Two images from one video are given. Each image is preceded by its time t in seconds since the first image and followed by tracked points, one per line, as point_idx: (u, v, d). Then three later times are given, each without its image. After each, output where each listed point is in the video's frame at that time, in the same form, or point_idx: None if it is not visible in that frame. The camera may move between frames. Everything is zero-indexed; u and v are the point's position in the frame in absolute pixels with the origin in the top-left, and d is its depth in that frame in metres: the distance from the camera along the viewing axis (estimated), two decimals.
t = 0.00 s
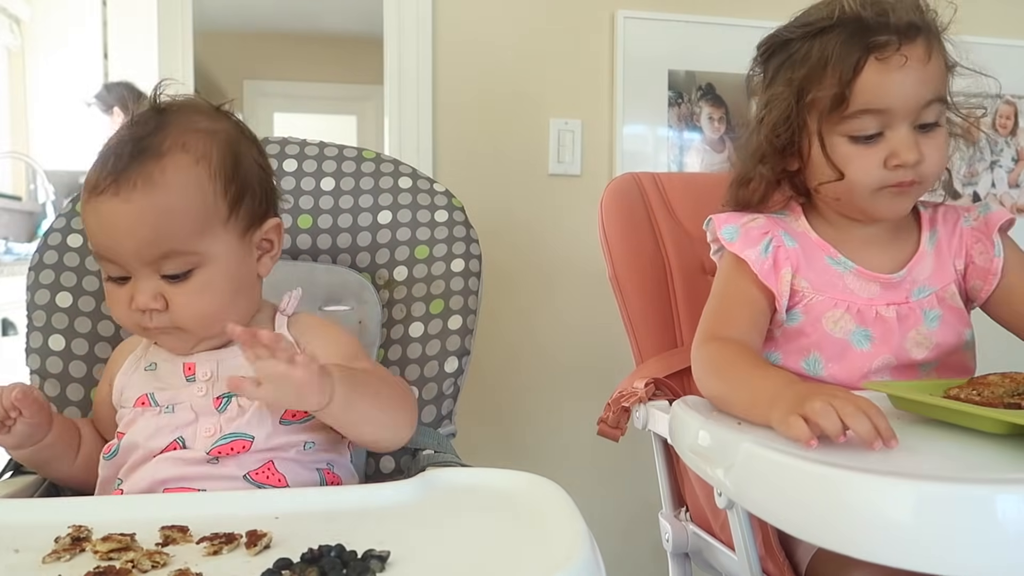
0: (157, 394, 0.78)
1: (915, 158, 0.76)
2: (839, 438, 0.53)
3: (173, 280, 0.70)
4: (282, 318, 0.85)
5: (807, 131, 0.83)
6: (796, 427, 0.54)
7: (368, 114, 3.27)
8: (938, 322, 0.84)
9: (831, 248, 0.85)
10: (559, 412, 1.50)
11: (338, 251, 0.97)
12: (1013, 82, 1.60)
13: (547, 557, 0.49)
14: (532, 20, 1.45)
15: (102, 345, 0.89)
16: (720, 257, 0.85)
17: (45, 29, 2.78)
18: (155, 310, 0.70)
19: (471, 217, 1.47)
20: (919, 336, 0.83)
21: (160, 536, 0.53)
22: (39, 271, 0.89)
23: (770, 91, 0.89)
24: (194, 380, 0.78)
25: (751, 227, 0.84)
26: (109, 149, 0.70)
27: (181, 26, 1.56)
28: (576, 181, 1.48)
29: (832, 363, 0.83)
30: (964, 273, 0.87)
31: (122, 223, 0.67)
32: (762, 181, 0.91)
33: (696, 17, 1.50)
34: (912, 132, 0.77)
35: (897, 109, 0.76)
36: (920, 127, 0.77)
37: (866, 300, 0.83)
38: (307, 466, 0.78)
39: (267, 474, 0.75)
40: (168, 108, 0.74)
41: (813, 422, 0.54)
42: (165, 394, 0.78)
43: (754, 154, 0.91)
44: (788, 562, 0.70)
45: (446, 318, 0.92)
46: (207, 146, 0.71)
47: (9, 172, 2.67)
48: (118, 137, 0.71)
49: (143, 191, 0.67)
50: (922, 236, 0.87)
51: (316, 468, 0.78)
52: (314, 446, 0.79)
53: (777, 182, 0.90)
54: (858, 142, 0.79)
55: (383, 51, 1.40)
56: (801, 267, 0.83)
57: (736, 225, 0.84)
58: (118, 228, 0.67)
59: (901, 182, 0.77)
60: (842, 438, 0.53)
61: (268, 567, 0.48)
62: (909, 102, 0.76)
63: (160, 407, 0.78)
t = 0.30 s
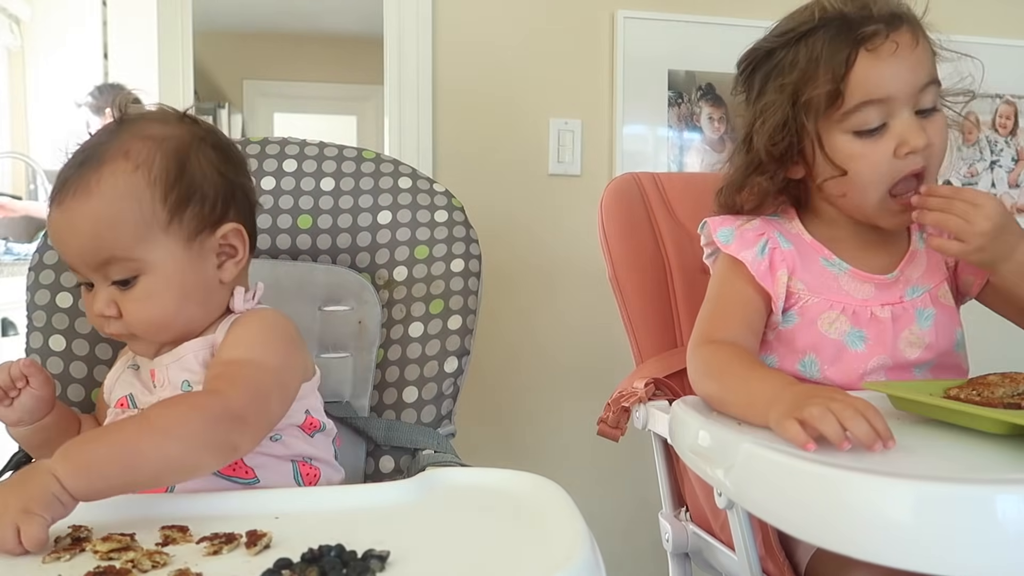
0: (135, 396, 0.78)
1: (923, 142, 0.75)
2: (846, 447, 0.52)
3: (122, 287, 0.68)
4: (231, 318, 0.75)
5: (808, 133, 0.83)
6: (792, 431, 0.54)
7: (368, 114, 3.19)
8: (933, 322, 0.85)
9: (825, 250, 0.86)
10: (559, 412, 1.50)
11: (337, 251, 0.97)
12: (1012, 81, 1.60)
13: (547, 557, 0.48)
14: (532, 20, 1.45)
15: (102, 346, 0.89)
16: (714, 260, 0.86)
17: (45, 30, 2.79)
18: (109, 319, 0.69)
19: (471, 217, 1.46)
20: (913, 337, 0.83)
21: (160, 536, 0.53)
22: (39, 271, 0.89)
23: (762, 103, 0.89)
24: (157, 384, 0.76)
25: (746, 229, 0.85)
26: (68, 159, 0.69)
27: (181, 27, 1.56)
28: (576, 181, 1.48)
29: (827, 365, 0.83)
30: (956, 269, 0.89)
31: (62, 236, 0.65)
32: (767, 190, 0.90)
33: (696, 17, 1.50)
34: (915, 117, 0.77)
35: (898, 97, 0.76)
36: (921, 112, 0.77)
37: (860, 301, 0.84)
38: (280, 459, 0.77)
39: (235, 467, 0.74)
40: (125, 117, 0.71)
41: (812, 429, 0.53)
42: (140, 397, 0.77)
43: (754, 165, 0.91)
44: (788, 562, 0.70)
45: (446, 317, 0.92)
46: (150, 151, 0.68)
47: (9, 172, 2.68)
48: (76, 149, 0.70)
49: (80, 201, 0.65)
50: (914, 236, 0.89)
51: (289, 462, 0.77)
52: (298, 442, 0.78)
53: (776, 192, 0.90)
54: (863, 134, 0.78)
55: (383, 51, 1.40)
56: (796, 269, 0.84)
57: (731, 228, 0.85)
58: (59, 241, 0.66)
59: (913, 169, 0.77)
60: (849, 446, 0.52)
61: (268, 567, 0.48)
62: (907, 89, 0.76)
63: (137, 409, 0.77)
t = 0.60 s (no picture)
0: (133, 397, 0.77)
1: (883, 123, 0.79)
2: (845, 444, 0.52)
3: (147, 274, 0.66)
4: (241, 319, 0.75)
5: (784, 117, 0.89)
6: (792, 431, 0.54)
7: (368, 114, 3.25)
8: (933, 325, 0.84)
9: (827, 251, 0.85)
10: (559, 412, 1.50)
11: (337, 251, 0.97)
12: (1013, 82, 1.60)
13: (547, 558, 0.48)
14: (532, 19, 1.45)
15: (102, 345, 0.89)
16: (717, 257, 0.86)
17: (45, 29, 2.81)
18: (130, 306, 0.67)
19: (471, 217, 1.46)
20: (913, 340, 0.83)
21: (160, 536, 0.53)
22: (39, 271, 0.90)
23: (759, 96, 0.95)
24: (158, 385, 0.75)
25: (749, 227, 0.84)
26: (95, 141, 0.68)
27: (181, 27, 1.56)
28: (576, 182, 1.48)
29: (826, 365, 0.83)
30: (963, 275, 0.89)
31: (97, 216, 0.64)
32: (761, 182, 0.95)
33: (696, 17, 1.50)
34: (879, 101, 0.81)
35: (862, 82, 0.82)
36: (890, 99, 0.82)
37: (862, 302, 0.83)
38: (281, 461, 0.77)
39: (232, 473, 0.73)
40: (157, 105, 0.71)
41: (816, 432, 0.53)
42: (138, 397, 0.77)
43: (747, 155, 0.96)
44: (788, 562, 0.70)
45: (446, 317, 0.92)
46: (189, 140, 0.68)
47: (9, 172, 2.68)
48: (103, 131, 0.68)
49: (122, 183, 0.64)
50: (919, 240, 0.89)
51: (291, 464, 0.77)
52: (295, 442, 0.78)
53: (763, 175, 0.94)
54: (828, 114, 0.83)
55: (383, 51, 1.40)
56: (797, 270, 0.84)
57: (734, 225, 0.84)
58: (92, 221, 0.64)
59: (872, 152, 0.80)
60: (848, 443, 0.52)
61: (267, 567, 0.48)
62: (872, 74, 0.82)
63: (134, 410, 0.76)
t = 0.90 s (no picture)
0: (130, 395, 0.79)
1: (916, 116, 0.79)
2: (846, 449, 0.52)
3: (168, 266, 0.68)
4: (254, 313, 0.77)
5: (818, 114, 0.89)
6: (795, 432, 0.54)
7: (368, 114, 3.10)
8: (945, 350, 0.86)
9: (855, 258, 0.85)
10: (559, 412, 1.50)
11: (337, 251, 0.97)
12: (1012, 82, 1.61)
13: (547, 557, 0.48)
14: (532, 20, 1.45)
15: (102, 345, 0.89)
16: (735, 247, 0.86)
17: (44, 30, 2.81)
18: (148, 300, 0.68)
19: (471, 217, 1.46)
20: (926, 360, 0.84)
21: (160, 536, 0.53)
22: (39, 271, 0.90)
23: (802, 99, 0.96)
24: (161, 377, 0.78)
25: (775, 226, 0.84)
26: (108, 135, 0.69)
27: (181, 28, 1.56)
28: (576, 182, 1.48)
29: (836, 371, 0.84)
30: (984, 315, 0.89)
31: (125, 209, 0.65)
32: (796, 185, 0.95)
33: (696, 17, 1.50)
34: (916, 97, 0.81)
35: (898, 78, 0.82)
36: (928, 96, 0.82)
37: (884, 313, 0.84)
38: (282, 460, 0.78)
39: (235, 467, 0.75)
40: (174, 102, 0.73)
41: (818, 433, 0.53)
42: (136, 394, 0.78)
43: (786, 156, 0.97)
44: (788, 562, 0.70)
45: (446, 317, 0.92)
46: (211, 138, 0.71)
47: (9, 172, 2.68)
48: (120, 126, 0.69)
49: (152, 176, 0.66)
50: (954, 267, 0.89)
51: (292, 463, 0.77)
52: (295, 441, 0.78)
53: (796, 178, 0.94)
54: (863, 109, 0.83)
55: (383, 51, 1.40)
56: (820, 275, 0.84)
57: (761, 222, 0.84)
58: (120, 215, 0.65)
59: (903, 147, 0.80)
60: (849, 448, 0.52)
61: (268, 567, 0.48)
62: (910, 70, 0.82)
63: (133, 407, 0.78)
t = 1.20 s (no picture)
0: (154, 388, 0.79)
1: (913, 119, 0.79)
2: (841, 452, 0.51)
3: (221, 252, 0.72)
4: (280, 314, 0.84)
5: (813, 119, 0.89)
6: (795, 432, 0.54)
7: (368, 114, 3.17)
8: (943, 350, 0.86)
9: (853, 261, 0.85)
10: (559, 412, 1.50)
11: (337, 251, 0.97)
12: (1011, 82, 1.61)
13: (548, 557, 0.49)
14: (532, 20, 1.45)
15: (102, 345, 0.90)
16: (734, 249, 0.86)
17: (45, 30, 2.80)
18: (202, 283, 0.71)
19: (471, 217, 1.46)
20: (926, 360, 0.84)
21: (160, 536, 0.53)
22: (39, 271, 0.89)
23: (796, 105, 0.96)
24: (189, 370, 0.79)
25: (774, 229, 0.84)
26: (152, 130, 0.73)
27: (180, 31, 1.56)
28: (577, 182, 1.48)
29: (836, 373, 0.84)
30: (981, 314, 0.89)
31: (188, 192, 0.69)
32: (791, 188, 0.95)
33: (696, 17, 1.50)
34: (911, 100, 0.81)
35: (892, 81, 0.82)
36: (922, 99, 0.81)
37: (883, 315, 0.84)
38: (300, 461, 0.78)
39: (258, 463, 0.75)
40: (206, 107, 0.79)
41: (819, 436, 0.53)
42: (160, 388, 0.79)
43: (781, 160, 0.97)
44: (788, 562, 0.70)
45: (446, 317, 0.92)
46: (249, 134, 0.77)
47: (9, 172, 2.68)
48: (161, 122, 0.74)
49: (209, 162, 0.71)
50: (950, 267, 0.89)
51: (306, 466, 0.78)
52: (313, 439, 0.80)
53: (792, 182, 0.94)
54: (857, 113, 0.83)
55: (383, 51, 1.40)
56: (820, 277, 0.84)
57: (759, 225, 0.84)
58: (180, 198, 0.69)
59: (898, 150, 0.80)
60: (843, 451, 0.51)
61: (268, 566, 0.48)
62: (904, 74, 0.82)
63: (157, 400, 0.78)
